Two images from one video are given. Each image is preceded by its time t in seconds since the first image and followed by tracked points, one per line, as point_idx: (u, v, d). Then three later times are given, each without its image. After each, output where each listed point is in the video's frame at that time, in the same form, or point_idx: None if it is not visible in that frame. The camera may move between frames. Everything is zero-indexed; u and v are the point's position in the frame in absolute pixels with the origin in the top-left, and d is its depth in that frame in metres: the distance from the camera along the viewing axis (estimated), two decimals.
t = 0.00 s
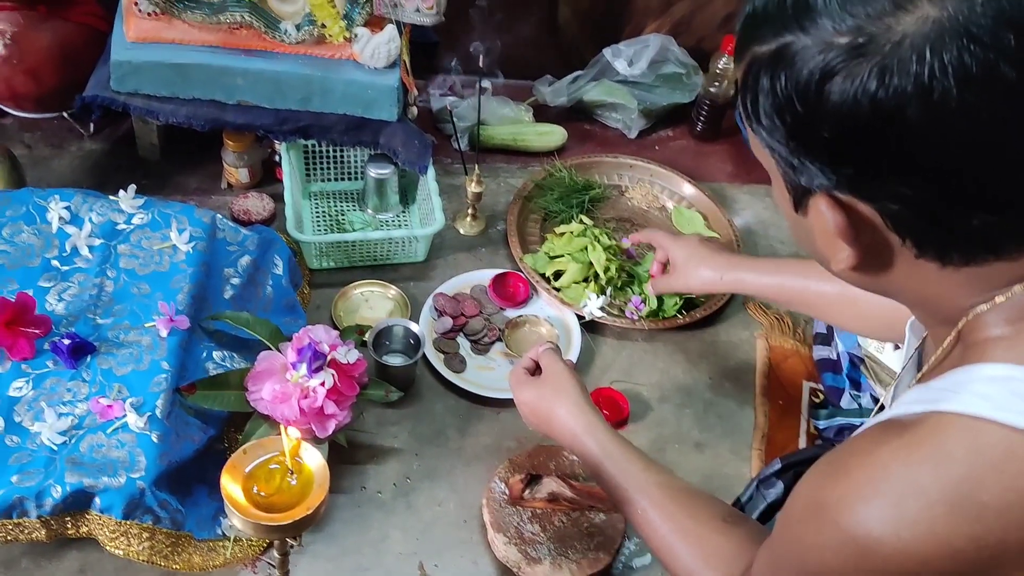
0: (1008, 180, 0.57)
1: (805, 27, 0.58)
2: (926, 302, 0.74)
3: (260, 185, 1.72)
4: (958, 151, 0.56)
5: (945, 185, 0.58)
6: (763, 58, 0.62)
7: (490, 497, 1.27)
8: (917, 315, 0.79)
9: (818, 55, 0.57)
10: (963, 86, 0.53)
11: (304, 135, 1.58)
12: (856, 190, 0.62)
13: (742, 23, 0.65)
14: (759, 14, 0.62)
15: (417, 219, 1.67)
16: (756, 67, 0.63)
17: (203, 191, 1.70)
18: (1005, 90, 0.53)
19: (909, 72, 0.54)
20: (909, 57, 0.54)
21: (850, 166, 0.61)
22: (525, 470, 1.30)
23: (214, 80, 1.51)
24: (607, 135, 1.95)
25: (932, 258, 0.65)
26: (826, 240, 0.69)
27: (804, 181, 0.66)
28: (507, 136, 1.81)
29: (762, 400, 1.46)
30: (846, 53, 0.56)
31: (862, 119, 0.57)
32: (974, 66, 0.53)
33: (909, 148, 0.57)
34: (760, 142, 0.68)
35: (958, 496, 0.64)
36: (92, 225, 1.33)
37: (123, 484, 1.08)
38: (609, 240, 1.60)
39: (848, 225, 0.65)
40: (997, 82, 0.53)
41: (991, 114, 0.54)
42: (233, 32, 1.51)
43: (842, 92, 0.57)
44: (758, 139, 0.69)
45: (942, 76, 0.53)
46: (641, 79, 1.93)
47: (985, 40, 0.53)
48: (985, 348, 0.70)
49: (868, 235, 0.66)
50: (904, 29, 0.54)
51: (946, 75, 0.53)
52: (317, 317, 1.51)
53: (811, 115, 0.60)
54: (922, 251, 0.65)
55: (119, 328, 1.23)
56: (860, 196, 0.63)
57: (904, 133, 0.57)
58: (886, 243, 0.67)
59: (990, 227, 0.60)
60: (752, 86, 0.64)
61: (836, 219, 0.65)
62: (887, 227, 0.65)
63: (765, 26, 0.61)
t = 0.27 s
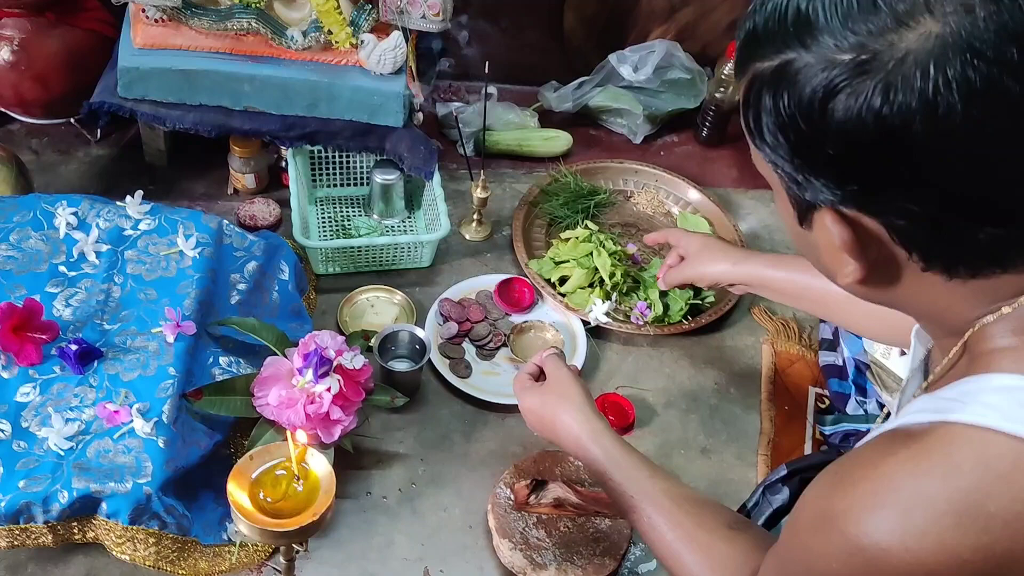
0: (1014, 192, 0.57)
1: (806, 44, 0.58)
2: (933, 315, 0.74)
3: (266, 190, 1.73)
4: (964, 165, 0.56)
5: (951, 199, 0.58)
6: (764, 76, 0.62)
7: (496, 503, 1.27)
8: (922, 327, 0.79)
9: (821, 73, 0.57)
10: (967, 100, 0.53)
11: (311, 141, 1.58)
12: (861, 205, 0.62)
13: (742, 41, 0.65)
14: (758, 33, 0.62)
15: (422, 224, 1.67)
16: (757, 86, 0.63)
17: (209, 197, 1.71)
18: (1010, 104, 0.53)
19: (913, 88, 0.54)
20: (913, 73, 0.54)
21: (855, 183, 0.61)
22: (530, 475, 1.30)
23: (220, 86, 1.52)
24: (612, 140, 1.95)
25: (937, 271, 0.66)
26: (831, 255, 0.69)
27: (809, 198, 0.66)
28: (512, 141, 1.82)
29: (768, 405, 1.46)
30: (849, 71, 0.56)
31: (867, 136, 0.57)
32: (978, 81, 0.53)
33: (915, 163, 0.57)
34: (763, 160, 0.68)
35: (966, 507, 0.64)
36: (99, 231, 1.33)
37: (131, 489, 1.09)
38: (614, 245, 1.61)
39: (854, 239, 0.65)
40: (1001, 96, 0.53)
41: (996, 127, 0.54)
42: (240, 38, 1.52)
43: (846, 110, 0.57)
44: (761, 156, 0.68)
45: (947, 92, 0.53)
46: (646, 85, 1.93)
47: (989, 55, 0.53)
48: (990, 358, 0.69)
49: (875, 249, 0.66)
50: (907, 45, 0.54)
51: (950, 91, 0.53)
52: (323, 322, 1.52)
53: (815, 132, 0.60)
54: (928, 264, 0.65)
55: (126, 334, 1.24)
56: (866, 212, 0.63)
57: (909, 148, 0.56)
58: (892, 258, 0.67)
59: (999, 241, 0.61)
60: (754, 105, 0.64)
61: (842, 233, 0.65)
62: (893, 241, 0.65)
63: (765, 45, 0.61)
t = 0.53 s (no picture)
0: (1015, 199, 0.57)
1: (805, 54, 0.58)
2: (932, 322, 0.74)
3: (269, 194, 1.73)
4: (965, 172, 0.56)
5: (953, 207, 0.58)
6: (763, 86, 0.62)
7: (498, 506, 1.27)
8: (926, 332, 0.79)
9: (821, 82, 0.57)
10: (968, 108, 0.53)
11: (314, 145, 1.59)
12: (862, 214, 0.62)
13: (740, 50, 0.64)
14: (756, 42, 0.62)
15: (425, 228, 1.67)
16: (756, 95, 0.63)
17: (212, 201, 1.71)
18: (1011, 111, 0.53)
19: (912, 96, 0.54)
20: (913, 82, 0.54)
21: (856, 192, 0.61)
22: (533, 479, 1.30)
23: (224, 91, 1.52)
24: (615, 143, 1.95)
25: (938, 279, 0.66)
26: (833, 264, 0.69)
27: (810, 206, 0.66)
28: (515, 144, 1.82)
29: (771, 409, 1.46)
30: (848, 80, 0.56)
31: (868, 144, 0.57)
32: (978, 89, 0.53)
33: (916, 170, 0.57)
34: (763, 169, 0.68)
35: (968, 512, 0.64)
36: (102, 235, 1.34)
37: (133, 492, 1.09)
38: (617, 249, 1.61)
39: (855, 247, 0.65)
40: (1001, 103, 0.53)
41: (998, 134, 0.54)
42: (243, 42, 1.53)
43: (846, 119, 0.57)
44: (760, 165, 0.68)
45: (947, 100, 0.53)
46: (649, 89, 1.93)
47: (989, 63, 0.53)
48: (993, 364, 0.69)
49: (876, 258, 0.66)
50: (906, 54, 0.54)
51: (950, 99, 0.53)
52: (325, 325, 1.52)
53: (815, 142, 0.60)
54: (930, 271, 0.65)
55: (129, 337, 1.24)
56: (868, 220, 0.63)
57: (910, 156, 0.56)
58: (894, 266, 0.67)
59: (1000, 248, 0.60)
60: (753, 114, 0.64)
61: (843, 242, 0.65)
62: (893, 248, 0.64)
63: (763, 54, 0.61)
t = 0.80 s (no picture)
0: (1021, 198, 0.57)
1: (812, 54, 0.58)
2: (937, 322, 0.74)
3: (271, 195, 1.73)
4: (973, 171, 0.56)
5: (960, 207, 0.58)
6: (769, 87, 0.62)
7: (500, 507, 1.27)
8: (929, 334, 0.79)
9: (828, 82, 0.57)
10: (977, 106, 0.53)
11: (316, 146, 1.59)
12: (868, 214, 0.62)
13: (744, 52, 0.64)
14: (761, 43, 0.62)
15: (427, 229, 1.68)
16: (762, 96, 0.63)
17: (215, 202, 1.71)
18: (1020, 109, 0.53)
19: (922, 95, 0.54)
20: (922, 81, 0.54)
21: (863, 192, 0.61)
22: (535, 479, 1.30)
23: (226, 92, 1.52)
24: (617, 144, 1.95)
25: (947, 279, 0.65)
26: (839, 266, 0.69)
27: (817, 208, 0.66)
28: (517, 145, 1.82)
29: (773, 410, 1.46)
30: (856, 80, 0.56)
31: (876, 144, 0.57)
32: (987, 88, 0.53)
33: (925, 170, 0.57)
34: (768, 170, 0.67)
35: (970, 514, 0.64)
36: (105, 236, 1.34)
37: (135, 494, 1.09)
38: (619, 250, 1.61)
39: (863, 248, 0.65)
40: (1011, 101, 0.53)
41: (1005, 133, 0.54)
42: (245, 44, 1.53)
43: (854, 118, 0.57)
44: (765, 167, 0.68)
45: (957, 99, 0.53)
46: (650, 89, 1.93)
47: (999, 61, 0.52)
48: (995, 366, 0.68)
49: (883, 259, 0.66)
50: (914, 53, 0.54)
51: (959, 98, 0.53)
52: (327, 327, 1.52)
53: (823, 142, 0.59)
54: (937, 272, 0.65)
55: (131, 338, 1.24)
56: (875, 220, 0.63)
57: (919, 155, 0.56)
58: (903, 267, 0.66)
59: (1007, 248, 0.60)
60: (758, 116, 0.64)
61: (850, 242, 0.65)
62: (901, 247, 0.64)
63: (768, 55, 0.61)
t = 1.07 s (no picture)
0: None
1: (814, 51, 0.58)
2: (936, 323, 0.73)
3: (272, 196, 1.73)
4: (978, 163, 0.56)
5: (970, 205, 0.59)
6: (769, 86, 0.61)
7: (501, 508, 1.27)
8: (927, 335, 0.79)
9: (831, 78, 0.57)
10: (982, 98, 0.53)
11: (316, 147, 1.59)
12: (870, 212, 0.62)
13: (741, 54, 0.64)
14: (759, 42, 0.62)
15: (428, 229, 1.68)
16: (761, 96, 0.62)
17: (215, 203, 1.72)
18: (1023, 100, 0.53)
19: (927, 88, 0.54)
20: (926, 74, 0.54)
21: (867, 190, 0.61)
22: (536, 479, 1.30)
23: (226, 93, 1.52)
24: (617, 145, 1.95)
25: (949, 277, 0.65)
26: (841, 267, 0.69)
27: (819, 208, 0.65)
28: (517, 146, 1.82)
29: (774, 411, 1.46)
30: (859, 75, 0.56)
31: (881, 140, 0.57)
32: (991, 79, 0.53)
33: (931, 163, 0.57)
34: (768, 171, 0.67)
35: (968, 515, 0.64)
36: (105, 237, 1.34)
37: (136, 494, 1.09)
38: (619, 250, 1.61)
39: (867, 247, 0.65)
40: (1015, 91, 0.53)
41: (1009, 125, 0.54)
42: (246, 45, 1.52)
43: (858, 114, 0.56)
44: (764, 169, 0.68)
45: (961, 91, 0.53)
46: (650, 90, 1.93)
47: (1002, 53, 0.53)
48: (993, 365, 0.69)
49: (886, 256, 0.66)
50: (917, 46, 0.54)
51: (964, 90, 0.53)
52: (328, 327, 1.52)
53: (827, 139, 0.59)
54: (941, 271, 0.65)
55: (132, 339, 1.24)
56: (879, 220, 0.63)
57: (923, 150, 0.56)
58: (908, 266, 0.66)
59: (1013, 243, 0.61)
60: (758, 116, 0.63)
61: (854, 241, 0.65)
62: (905, 245, 0.64)
63: (766, 54, 0.61)
